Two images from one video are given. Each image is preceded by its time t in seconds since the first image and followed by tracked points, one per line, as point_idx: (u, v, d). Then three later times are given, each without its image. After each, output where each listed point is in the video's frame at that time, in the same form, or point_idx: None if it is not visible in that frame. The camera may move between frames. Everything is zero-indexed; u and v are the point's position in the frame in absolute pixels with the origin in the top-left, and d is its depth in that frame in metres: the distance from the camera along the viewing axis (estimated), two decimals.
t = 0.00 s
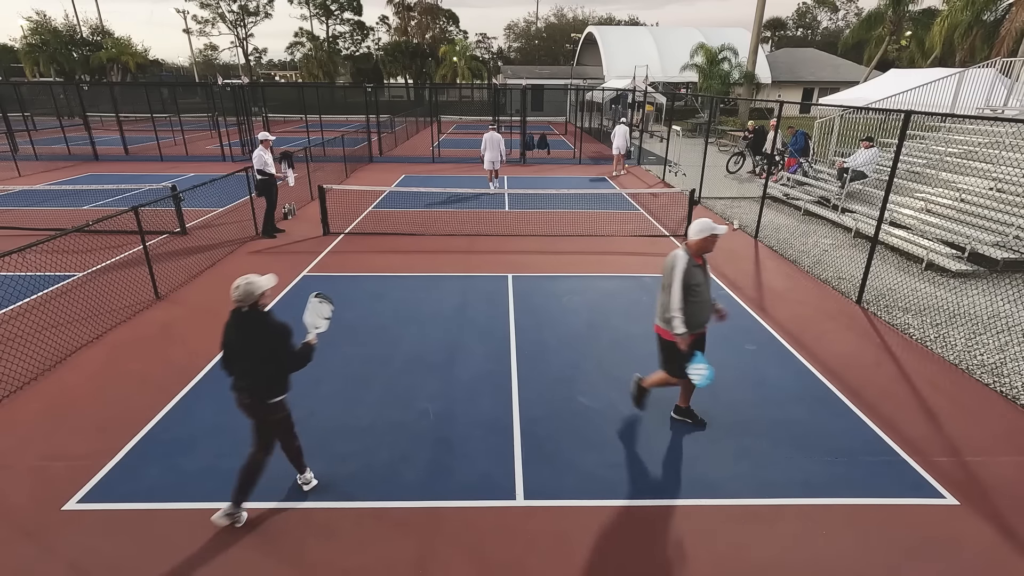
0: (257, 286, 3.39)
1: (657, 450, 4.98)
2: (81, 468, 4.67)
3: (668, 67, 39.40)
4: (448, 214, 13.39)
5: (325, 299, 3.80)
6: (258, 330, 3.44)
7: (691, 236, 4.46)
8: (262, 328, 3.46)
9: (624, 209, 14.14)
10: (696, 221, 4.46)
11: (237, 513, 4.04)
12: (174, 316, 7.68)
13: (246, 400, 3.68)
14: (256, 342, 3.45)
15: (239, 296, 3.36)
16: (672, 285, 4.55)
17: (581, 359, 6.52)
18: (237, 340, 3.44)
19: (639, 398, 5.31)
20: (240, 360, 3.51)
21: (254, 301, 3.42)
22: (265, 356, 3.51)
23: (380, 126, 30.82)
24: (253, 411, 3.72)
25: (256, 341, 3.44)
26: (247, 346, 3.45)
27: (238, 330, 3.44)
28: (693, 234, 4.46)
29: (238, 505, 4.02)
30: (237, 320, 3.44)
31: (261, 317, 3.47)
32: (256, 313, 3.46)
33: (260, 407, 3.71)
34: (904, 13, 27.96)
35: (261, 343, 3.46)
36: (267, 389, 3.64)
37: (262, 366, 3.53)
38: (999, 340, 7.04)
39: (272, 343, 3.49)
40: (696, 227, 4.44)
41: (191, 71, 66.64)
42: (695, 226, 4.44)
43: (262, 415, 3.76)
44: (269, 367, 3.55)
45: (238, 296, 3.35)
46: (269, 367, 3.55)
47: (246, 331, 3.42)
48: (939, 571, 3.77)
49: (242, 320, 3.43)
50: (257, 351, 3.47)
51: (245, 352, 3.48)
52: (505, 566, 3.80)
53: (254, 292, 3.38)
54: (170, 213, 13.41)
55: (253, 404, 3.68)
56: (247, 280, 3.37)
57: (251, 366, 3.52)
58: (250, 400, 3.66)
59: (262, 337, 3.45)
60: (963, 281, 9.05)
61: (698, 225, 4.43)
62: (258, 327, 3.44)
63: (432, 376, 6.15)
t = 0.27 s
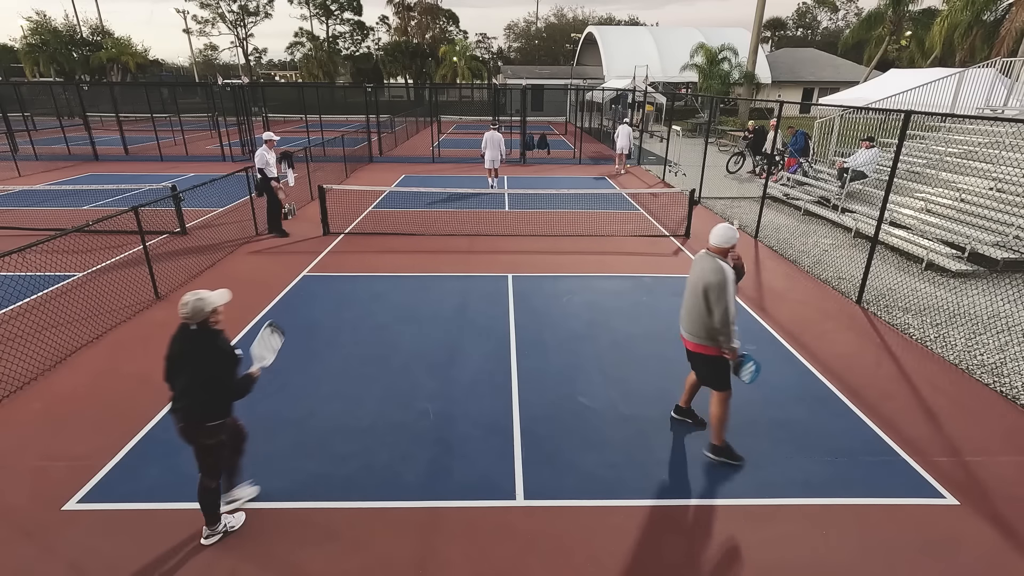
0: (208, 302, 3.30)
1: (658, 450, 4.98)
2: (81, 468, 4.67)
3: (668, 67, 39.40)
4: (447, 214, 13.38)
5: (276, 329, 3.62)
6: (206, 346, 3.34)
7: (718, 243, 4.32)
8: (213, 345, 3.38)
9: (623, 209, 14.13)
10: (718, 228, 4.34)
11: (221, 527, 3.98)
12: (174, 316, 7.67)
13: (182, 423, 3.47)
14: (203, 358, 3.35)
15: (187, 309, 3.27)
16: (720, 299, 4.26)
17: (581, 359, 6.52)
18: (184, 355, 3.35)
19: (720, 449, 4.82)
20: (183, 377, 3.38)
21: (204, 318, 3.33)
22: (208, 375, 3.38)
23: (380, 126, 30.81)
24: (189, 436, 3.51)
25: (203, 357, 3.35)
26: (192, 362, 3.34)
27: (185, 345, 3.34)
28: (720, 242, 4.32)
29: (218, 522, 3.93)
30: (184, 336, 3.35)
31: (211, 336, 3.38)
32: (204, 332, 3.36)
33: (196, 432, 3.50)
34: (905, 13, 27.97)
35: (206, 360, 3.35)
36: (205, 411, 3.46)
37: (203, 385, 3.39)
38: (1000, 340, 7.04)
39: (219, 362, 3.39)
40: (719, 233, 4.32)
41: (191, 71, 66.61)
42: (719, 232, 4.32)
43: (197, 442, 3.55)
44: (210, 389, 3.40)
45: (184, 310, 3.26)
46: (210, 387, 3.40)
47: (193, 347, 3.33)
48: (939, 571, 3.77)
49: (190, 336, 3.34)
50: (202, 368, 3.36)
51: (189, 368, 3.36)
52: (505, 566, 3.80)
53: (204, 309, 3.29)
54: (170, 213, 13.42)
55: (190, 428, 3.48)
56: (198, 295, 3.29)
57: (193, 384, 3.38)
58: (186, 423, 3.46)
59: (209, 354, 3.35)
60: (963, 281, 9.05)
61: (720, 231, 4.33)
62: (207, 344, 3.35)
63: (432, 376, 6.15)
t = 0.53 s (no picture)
0: (150, 314, 3.08)
1: (657, 451, 4.97)
2: (81, 469, 4.67)
3: (668, 67, 39.40)
4: (447, 214, 13.38)
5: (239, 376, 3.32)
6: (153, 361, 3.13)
7: (748, 255, 4.03)
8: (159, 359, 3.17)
9: (623, 209, 14.13)
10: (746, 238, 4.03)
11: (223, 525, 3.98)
12: (174, 316, 7.67)
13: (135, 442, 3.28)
14: (150, 374, 3.14)
15: (128, 324, 3.03)
16: (769, 312, 3.95)
17: (582, 359, 6.52)
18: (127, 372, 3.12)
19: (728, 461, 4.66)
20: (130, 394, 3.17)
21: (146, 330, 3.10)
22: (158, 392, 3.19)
23: (380, 126, 30.81)
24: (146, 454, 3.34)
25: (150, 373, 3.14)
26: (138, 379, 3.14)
27: (128, 362, 3.11)
28: (749, 253, 4.02)
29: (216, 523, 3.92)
30: (125, 351, 3.11)
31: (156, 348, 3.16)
32: (148, 344, 3.14)
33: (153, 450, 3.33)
34: (904, 12, 27.96)
35: (154, 376, 3.15)
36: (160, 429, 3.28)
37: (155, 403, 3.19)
38: (1000, 340, 7.04)
39: (168, 376, 3.19)
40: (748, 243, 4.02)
41: (191, 71, 66.60)
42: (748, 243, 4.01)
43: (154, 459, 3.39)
44: (164, 405, 3.22)
45: (125, 324, 3.03)
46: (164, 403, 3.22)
47: (137, 363, 3.11)
48: (939, 572, 3.77)
49: (133, 350, 3.11)
50: (149, 385, 3.16)
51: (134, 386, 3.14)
52: (505, 566, 3.80)
53: (147, 321, 3.07)
54: (170, 213, 13.42)
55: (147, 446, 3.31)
56: (139, 307, 3.06)
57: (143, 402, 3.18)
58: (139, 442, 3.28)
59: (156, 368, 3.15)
60: (963, 281, 9.04)
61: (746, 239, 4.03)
62: (153, 358, 3.14)
63: (432, 376, 6.15)
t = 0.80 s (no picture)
0: (98, 318, 3.02)
1: (657, 451, 4.97)
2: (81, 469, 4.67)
3: (668, 67, 39.40)
4: (447, 214, 13.38)
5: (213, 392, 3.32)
6: (102, 366, 3.05)
7: (760, 264, 3.86)
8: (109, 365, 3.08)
9: (623, 209, 14.13)
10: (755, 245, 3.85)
11: (192, 537, 3.84)
12: (174, 316, 7.67)
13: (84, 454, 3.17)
14: (98, 380, 3.05)
15: (73, 329, 2.96)
16: (793, 315, 3.86)
17: (581, 359, 6.52)
18: (72, 379, 3.03)
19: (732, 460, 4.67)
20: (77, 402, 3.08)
21: (92, 335, 3.03)
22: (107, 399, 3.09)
23: (380, 126, 30.81)
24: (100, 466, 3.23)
25: (98, 379, 3.04)
26: (85, 385, 3.04)
27: (71, 369, 3.02)
28: (759, 262, 3.87)
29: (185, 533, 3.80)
30: (68, 359, 3.02)
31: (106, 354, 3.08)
32: (95, 350, 3.06)
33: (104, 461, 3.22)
34: (905, 12, 27.95)
35: (102, 382, 3.06)
36: (110, 438, 3.18)
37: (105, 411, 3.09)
38: (999, 340, 7.04)
39: (118, 383, 3.10)
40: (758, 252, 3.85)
41: (191, 71, 66.57)
42: (758, 252, 3.84)
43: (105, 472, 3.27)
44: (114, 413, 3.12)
45: (70, 328, 2.95)
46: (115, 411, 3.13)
47: (83, 368, 3.02)
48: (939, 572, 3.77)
49: (78, 356, 3.02)
50: (98, 391, 3.06)
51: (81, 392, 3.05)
52: (505, 566, 3.81)
53: (94, 325, 3.01)
54: (170, 213, 13.42)
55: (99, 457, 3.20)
56: (85, 310, 2.99)
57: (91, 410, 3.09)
58: (88, 453, 3.17)
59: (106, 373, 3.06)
60: (963, 281, 9.04)
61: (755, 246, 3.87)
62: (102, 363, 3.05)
63: (433, 376, 6.15)
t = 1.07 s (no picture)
0: (68, 322, 3.01)
1: (658, 451, 4.97)
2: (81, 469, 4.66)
3: (668, 68, 39.41)
4: (447, 214, 13.37)
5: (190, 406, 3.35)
6: (81, 376, 3.03)
7: (756, 277, 3.52)
8: (88, 373, 3.07)
9: (623, 209, 14.13)
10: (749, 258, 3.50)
11: None
12: (174, 315, 7.67)
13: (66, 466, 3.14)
14: (79, 390, 3.02)
15: (43, 336, 2.94)
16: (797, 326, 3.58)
17: (582, 359, 6.53)
18: (50, 390, 2.99)
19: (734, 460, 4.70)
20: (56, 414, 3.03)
21: (61, 342, 3.01)
22: (89, 408, 3.07)
23: (380, 126, 30.81)
24: (82, 476, 3.20)
25: (79, 389, 3.02)
26: (64, 397, 3.00)
27: (49, 380, 2.99)
28: (755, 275, 3.53)
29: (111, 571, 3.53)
30: (41, 368, 2.99)
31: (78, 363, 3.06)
32: (67, 358, 3.04)
33: (86, 471, 3.19)
34: (905, 12, 27.96)
35: (84, 391, 3.03)
36: (96, 448, 3.16)
37: (88, 421, 3.07)
38: (999, 340, 7.04)
39: (98, 391, 3.09)
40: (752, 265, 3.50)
41: (191, 70, 66.57)
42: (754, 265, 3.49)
43: (87, 483, 3.24)
44: (100, 422, 3.11)
45: (41, 335, 2.93)
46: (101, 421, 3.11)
47: (61, 380, 2.99)
48: (939, 572, 3.77)
49: (53, 365, 3.00)
50: (79, 401, 3.03)
51: (59, 404, 3.01)
52: (506, 566, 3.81)
53: (64, 330, 2.99)
54: (170, 213, 13.42)
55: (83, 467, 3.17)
56: (54, 316, 2.98)
57: (73, 421, 3.05)
58: (70, 464, 3.14)
59: (87, 383, 3.04)
60: (963, 281, 9.05)
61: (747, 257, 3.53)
62: (81, 373, 3.04)
63: (433, 375, 6.15)
